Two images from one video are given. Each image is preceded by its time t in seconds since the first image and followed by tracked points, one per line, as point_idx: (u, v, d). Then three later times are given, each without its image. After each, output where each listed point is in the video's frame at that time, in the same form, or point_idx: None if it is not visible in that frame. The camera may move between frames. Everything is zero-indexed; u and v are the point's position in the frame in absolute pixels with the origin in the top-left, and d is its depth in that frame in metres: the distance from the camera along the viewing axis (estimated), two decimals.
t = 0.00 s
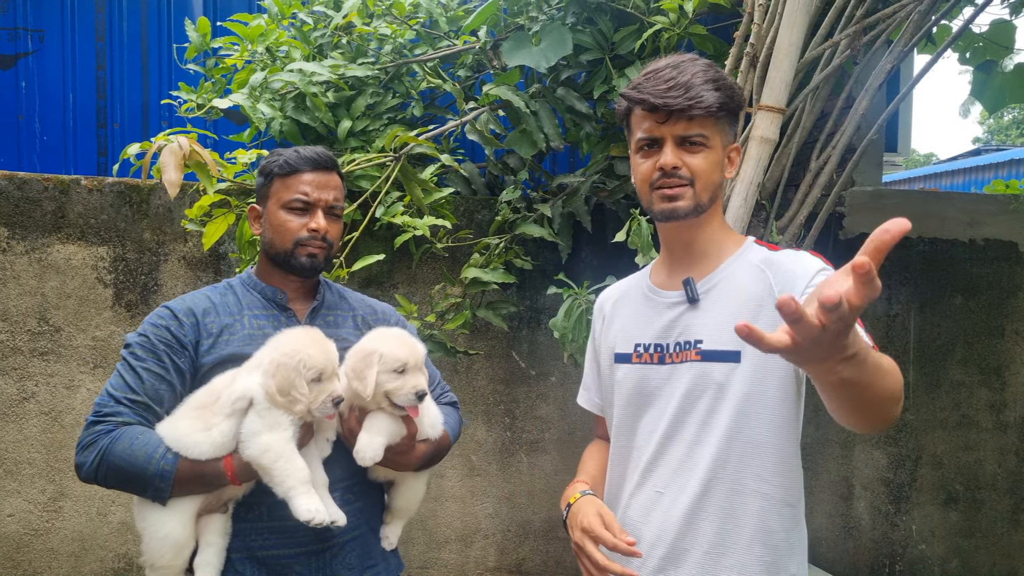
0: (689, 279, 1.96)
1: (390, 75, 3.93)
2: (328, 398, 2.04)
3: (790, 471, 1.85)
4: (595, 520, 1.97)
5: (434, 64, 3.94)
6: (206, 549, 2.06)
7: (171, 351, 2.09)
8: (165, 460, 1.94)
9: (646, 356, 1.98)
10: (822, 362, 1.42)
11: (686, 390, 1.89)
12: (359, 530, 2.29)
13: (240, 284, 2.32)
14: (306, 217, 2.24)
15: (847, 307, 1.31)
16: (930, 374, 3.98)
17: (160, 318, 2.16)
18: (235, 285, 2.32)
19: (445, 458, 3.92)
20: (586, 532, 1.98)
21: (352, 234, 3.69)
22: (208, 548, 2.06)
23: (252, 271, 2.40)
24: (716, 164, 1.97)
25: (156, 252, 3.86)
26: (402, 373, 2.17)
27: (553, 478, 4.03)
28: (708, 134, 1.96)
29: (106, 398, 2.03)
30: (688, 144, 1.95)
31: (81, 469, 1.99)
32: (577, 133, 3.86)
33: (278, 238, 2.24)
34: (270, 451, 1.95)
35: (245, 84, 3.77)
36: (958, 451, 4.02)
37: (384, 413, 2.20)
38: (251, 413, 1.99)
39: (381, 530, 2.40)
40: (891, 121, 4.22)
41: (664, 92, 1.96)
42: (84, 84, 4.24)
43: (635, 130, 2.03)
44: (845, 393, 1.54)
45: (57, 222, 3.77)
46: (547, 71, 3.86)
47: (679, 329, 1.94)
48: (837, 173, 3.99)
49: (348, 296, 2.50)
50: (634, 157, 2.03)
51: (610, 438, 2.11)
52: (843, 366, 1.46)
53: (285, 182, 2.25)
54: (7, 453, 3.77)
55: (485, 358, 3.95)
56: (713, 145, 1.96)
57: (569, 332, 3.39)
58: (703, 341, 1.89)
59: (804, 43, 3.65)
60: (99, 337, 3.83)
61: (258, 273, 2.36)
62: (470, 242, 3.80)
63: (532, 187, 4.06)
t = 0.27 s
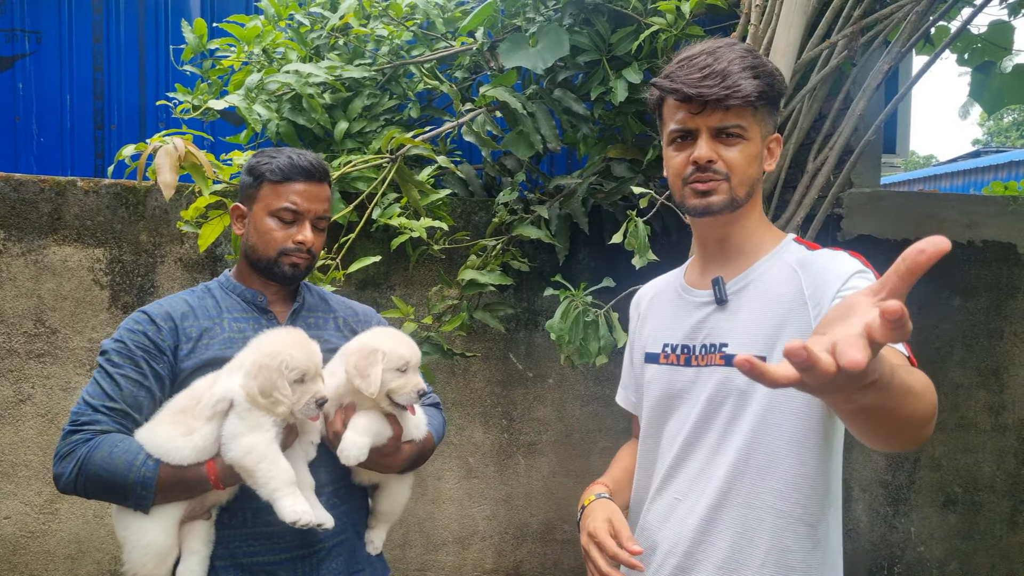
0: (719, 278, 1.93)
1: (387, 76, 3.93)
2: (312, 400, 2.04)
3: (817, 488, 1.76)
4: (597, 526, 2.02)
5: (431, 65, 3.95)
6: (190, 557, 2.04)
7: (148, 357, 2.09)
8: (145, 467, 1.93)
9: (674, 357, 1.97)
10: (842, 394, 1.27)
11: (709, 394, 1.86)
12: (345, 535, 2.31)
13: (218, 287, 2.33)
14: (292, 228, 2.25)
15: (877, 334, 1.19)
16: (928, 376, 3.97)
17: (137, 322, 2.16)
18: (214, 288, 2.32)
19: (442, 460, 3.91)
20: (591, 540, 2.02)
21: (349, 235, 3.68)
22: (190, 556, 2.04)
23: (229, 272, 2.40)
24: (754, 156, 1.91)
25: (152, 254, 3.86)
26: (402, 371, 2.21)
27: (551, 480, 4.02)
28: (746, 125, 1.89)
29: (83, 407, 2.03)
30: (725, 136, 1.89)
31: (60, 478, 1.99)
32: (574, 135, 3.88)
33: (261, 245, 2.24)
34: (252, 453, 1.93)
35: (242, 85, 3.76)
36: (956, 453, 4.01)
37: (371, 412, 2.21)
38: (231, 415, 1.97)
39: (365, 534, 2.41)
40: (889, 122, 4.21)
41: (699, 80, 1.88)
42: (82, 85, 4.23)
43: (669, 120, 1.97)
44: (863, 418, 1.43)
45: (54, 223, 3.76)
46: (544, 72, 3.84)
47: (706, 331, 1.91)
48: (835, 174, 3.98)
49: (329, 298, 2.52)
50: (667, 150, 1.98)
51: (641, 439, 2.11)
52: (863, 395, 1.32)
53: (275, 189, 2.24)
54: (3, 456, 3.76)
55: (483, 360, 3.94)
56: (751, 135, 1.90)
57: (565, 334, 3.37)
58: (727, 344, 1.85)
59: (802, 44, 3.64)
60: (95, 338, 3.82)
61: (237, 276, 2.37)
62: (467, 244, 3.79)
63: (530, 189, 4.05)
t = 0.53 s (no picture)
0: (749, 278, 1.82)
1: (383, 75, 3.92)
2: (290, 398, 2.01)
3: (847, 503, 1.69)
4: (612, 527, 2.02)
5: (427, 64, 3.94)
6: (176, 559, 2.05)
7: (132, 359, 2.07)
8: (127, 470, 1.94)
9: (703, 356, 1.89)
10: (851, 365, 1.17)
11: (736, 399, 1.78)
12: (336, 533, 2.28)
13: (204, 286, 2.31)
14: (281, 230, 2.23)
15: (883, 287, 1.06)
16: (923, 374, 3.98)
17: (121, 324, 2.14)
18: (200, 288, 2.30)
19: (438, 459, 3.91)
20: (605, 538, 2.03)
21: (344, 234, 3.67)
22: (177, 558, 2.06)
23: (218, 271, 2.39)
24: (745, 147, 1.77)
25: (147, 253, 3.84)
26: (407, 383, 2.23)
27: (548, 479, 4.02)
28: (732, 116, 1.77)
29: (68, 410, 2.03)
30: (706, 129, 1.79)
31: (46, 481, 2.00)
32: (571, 133, 3.84)
33: (249, 245, 2.23)
34: (230, 453, 1.93)
35: (237, 83, 3.73)
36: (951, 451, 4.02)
37: (357, 414, 2.19)
38: (209, 416, 1.98)
39: (357, 534, 2.42)
40: (885, 120, 4.22)
41: (679, 79, 1.83)
42: (76, 84, 4.21)
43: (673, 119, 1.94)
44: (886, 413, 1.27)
45: (48, 222, 3.74)
46: (541, 70, 3.83)
47: (735, 332, 1.81)
48: (831, 173, 3.99)
49: (319, 296, 2.49)
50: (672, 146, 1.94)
51: (670, 434, 2.05)
52: (880, 372, 1.20)
53: (266, 190, 2.22)
54: None
55: (479, 359, 3.94)
56: (738, 126, 1.76)
57: (561, 333, 3.37)
58: (756, 351, 1.75)
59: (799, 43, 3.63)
60: (90, 338, 3.80)
61: (225, 274, 2.36)
62: (463, 243, 3.80)
63: (527, 188, 4.06)
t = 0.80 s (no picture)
0: (762, 287, 1.79)
1: (377, 74, 3.92)
2: (279, 398, 2.02)
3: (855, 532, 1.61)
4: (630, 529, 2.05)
5: (422, 63, 3.91)
6: (169, 555, 2.08)
7: (127, 357, 2.08)
8: (119, 467, 1.94)
9: (722, 361, 1.89)
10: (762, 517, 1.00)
11: (750, 410, 1.77)
12: (328, 533, 2.28)
13: (202, 286, 2.32)
14: (276, 235, 2.23)
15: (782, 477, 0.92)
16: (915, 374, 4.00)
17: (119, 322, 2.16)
18: (198, 286, 2.31)
19: (432, 459, 3.91)
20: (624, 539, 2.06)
21: (337, 233, 3.66)
22: (171, 554, 2.08)
23: (217, 270, 2.39)
24: (722, 154, 1.73)
25: (139, 252, 3.83)
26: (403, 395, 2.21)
27: (541, 479, 4.03)
28: (704, 124, 1.74)
29: (65, 407, 2.05)
30: (685, 140, 1.79)
31: (42, 477, 2.02)
32: (565, 133, 3.83)
33: (245, 251, 2.24)
34: (215, 453, 1.92)
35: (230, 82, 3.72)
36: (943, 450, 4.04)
37: (349, 417, 2.17)
38: (196, 415, 1.97)
39: (355, 533, 2.40)
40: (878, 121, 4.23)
41: (657, 91, 1.84)
42: (69, 82, 4.19)
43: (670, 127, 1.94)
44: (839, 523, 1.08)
45: (40, 222, 3.73)
46: (535, 69, 3.84)
47: (750, 341, 1.80)
48: (824, 173, 4.00)
49: (317, 294, 2.48)
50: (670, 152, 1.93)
51: (695, 435, 2.06)
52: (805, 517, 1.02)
53: (258, 196, 2.21)
54: None
55: (473, 359, 3.93)
56: (712, 134, 1.73)
57: (554, 333, 3.38)
58: (768, 363, 1.72)
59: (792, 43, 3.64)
60: (82, 337, 3.79)
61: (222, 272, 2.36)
62: (456, 242, 3.80)
63: (521, 187, 4.06)
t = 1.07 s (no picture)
0: (757, 288, 1.79)
1: (374, 75, 3.92)
2: (291, 407, 2.00)
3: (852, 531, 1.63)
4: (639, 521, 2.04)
5: (418, 64, 3.93)
6: (181, 553, 2.09)
7: (142, 358, 2.10)
8: (134, 468, 1.96)
9: (722, 359, 1.91)
10: None
11: (744, 409, 1.79)
12: (339, 532, 2.29)
13: (215, 286, 2.32)
14: (280, 225, 2.23)
15: None
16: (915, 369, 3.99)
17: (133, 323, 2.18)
18: (211, 288, 2.31)
19: (432, 459, 3.91)
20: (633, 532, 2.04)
21: (336, 235, 3.67)
22: (183, 552, 2.09)
23: (228, 272, 2.39)
24: (722, 155, 1.73)
25: (138, 256, 3.83)
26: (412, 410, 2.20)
27: (542, 478, 4.03)
28: (703, 126, 1.74)
29: (81, 406, 2.07)
30: (684, 142, 1.80)
31: (58, 476, 2.04)
32: (561, 132, 3.83)
33: (251, 246, 2.24)
34: (228, 463, 1.93)
35: (226, 84, 3.72)
36: (943, 446, 4.04)
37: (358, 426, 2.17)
38: (211, 423, 1.97)
39: (365, 532, 2.40)
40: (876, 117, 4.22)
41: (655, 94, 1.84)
42: (66, 86, 4.20)
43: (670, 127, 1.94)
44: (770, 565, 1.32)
45: (39, 226, 3.73)
46: (531, 69, 3.84)
47: (747, 342, 1.80)
48: (821, 170, 4.00)
49: (329, 294, 2.46)
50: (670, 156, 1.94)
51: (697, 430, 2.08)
52: None
53: (259, 189, 2.22)
54: None
55: (472, 359, 3.94)
56: (711, 136, 1.74)
57: (553, 332, 3.38)
58: (760, 364, 1.73)
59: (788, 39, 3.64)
60: (81, 341, 3.79)
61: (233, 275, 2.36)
62: (454, 242, 3.80)
63: (518, 186, 4.07)
